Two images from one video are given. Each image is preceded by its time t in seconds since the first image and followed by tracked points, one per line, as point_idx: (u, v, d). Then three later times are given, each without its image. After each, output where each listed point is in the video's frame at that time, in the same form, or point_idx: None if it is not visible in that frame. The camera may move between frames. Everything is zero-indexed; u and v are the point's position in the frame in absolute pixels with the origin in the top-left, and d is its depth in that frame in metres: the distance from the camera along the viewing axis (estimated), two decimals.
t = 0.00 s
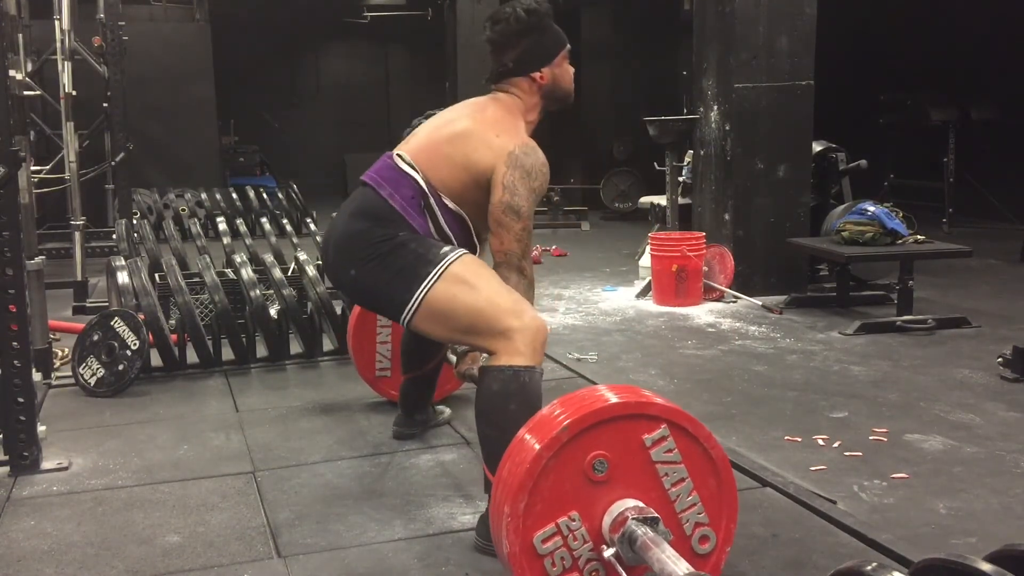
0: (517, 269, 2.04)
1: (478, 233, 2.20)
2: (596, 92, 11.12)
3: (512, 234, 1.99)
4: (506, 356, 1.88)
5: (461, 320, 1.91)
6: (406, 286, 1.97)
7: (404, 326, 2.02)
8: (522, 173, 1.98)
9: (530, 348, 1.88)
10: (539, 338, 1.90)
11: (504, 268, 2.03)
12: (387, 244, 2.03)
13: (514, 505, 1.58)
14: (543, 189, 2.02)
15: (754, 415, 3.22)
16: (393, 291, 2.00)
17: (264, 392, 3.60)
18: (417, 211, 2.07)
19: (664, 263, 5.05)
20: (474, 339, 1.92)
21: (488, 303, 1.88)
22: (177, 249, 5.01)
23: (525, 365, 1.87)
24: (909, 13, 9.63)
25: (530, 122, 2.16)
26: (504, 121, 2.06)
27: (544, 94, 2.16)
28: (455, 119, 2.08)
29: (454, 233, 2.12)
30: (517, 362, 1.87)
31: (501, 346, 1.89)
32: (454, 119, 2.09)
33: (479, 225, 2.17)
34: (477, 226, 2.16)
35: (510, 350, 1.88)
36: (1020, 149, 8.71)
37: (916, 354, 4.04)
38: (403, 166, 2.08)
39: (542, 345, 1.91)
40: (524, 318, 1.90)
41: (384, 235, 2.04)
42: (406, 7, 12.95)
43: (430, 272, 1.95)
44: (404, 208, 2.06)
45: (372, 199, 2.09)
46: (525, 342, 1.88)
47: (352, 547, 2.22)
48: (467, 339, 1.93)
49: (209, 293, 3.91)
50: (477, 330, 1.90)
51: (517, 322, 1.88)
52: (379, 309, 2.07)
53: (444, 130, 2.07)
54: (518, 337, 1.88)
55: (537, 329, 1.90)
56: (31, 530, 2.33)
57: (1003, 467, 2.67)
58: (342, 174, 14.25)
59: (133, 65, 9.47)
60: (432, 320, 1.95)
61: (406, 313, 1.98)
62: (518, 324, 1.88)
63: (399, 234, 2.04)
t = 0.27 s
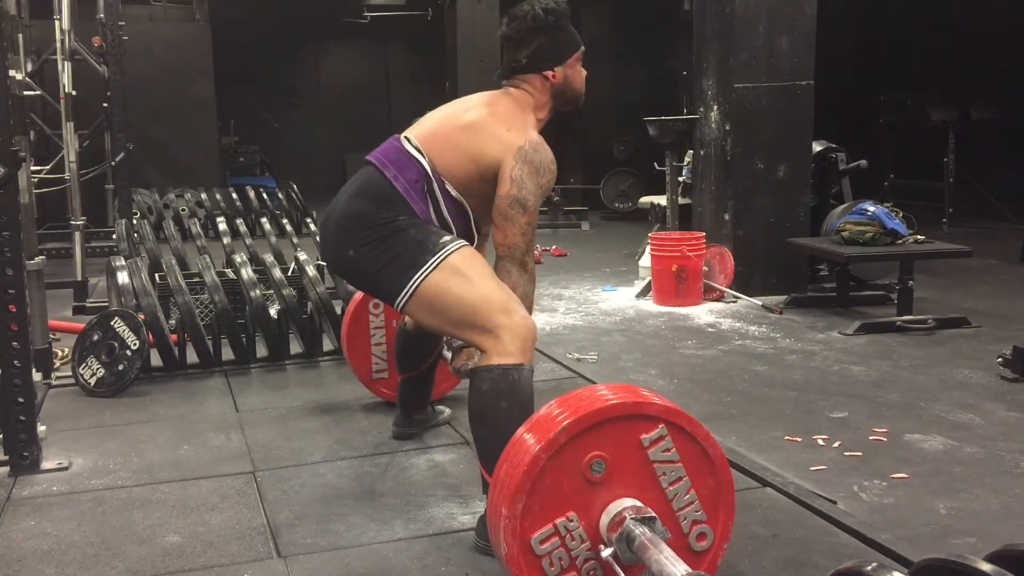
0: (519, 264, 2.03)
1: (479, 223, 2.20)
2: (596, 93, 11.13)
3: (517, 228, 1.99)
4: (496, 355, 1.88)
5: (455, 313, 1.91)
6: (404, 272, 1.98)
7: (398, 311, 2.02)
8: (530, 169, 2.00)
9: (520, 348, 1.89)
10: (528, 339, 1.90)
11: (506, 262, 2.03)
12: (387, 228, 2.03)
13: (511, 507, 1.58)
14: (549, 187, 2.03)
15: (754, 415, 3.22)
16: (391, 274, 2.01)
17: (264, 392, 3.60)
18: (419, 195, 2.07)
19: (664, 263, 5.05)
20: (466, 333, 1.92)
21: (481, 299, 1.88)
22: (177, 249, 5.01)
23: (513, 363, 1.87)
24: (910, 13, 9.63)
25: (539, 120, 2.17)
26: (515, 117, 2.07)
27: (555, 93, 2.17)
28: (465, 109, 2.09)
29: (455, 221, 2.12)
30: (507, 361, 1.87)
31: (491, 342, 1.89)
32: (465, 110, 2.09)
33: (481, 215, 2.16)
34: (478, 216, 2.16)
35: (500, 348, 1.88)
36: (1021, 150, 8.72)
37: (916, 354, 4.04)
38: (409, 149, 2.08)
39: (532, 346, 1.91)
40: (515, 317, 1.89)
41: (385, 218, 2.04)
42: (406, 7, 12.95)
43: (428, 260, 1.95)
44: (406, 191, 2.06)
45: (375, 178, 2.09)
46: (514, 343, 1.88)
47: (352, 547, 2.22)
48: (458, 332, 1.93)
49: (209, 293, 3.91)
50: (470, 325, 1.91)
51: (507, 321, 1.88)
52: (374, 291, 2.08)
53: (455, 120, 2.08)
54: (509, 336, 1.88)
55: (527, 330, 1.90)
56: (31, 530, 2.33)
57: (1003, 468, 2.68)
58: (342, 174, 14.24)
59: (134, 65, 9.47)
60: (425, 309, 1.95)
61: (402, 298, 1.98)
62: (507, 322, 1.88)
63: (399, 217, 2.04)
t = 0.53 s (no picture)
0: (517, 255, 2.03)
1: (478, 214, 2.20)
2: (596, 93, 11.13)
3: (516, 217, 1.99)
4: (489, 354, 1.88)
5: (450, 309, 1.91)
6: (402, 265, 1.98)
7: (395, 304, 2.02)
8: (529, 159, 2.00)
9: (513, 347, 1.88)
10: (520, 338, 1.90)
11: (504, 253, 2.03)
12: (387, 220, 2.04)
13: (513, 494, 1.58)
14: (548, 178, 2.03)
15: (754, 414, 3.22)
16: (389, 266, 2.01)
17: (264, 392, 3.61)
18: (417, 185, 2.08)
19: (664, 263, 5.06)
20: (461, 330, 1.92)
21: (474, 296, 1.89)
22: (177, 248, 5.02)
23: (505, 363, 1.86)
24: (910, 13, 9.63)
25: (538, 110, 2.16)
26: (514, 107, 2.06)
27: (555, 83, 2.16)
28: (463, 98, 2.09)
29: (454, 211, 2.13)
30: (501, 360, 1.87)
31: (484, 341, 1.89)
32: (463, 99, 2.09)
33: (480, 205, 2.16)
34: (477, 205, 2.16)
35: (491, 347, 1.88)
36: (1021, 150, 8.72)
37: (916, 354, 4.04)
38: (408, 139, 2.09)
39: (524, 345, 1.90)
40: (507, 316, 1.89)
41: (385, 209, 2.05)
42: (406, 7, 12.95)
43: (426, 255, 1.96)
44: (405, 181, 2.07)
45: (375, 170, 2.09)
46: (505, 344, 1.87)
47: (352, 547, 2.22)
48: (452, 328, 1.93)
49: (209, 293, 3.91)
50: (464, 322, 1.91)
51: (500, 320, 1.88)
52: (372, 284, 2.08)
53: (453, 110, 2.08)
54: (501, 335, 1.88)
55: (519, 329, 1.90)
56: (31, 530, 2.33)
57: (1003, 467, 2.68)
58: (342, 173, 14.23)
59: (134, 65, 9.48)
60: (420, 304, 1.95)
61: (400, 291, 1.98)
62: (499, 321, 1.88)
63: (399, 209, 2.05)
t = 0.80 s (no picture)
0: (513, 224, 2.04)
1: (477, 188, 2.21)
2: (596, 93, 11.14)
3: (509, 187, 2.00)
4: (480, 353, 1.88)
5: (446, 306, 1.91)
6: (402, 257, 1.98)
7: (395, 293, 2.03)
8: (519, 127, 2.00)
9: (505, 348, 1.89)
10: (511, 339, 1.90)
11: (499, 224, 2.03)
12: (387, 210, 2.04)
13: (510, 455, 1.53)
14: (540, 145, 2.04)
15: (754, 414, 3.22)
16: (389, 258, 2.01)
17: (264, 392, 3.61)
18: (414, 167, 2.07)
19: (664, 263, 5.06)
20: (453, 327, 1.93)
21: (470, 297, 1.89)
22: (177, 248, 5.02)
23: (498, 364, 1.87)
24: (910, 12, 9.62)
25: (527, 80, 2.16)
26: (501, 78, 2.07)
27: (542, 51, 2.16)
28: (450, 74, 2.09)
29: (453, 189, 2.13)
30: (494, 362, 1.87)
31: (476, 339, 1.89)
32: (450, 73, 2.10)
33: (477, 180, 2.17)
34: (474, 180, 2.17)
35: (484, 344, 1.88)
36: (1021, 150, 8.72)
37: (916, 354, 4.04)
38: (400, 122, 2.09)
39: (516, 346, 1.91)
40: (499, 316, 1.90)
41: (386, 198, 2.04)
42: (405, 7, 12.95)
43: (426, 250, 1.95)
44: (402, 165, 2.06)
45: (372, 158, 2.08)
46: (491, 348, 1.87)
47: (352, 547, 2.22)
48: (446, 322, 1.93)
49: (209, 293, 3.91)
50: (458, 319, 1.91)
51: (492, 321, 1.89)
52: (373, 274, 2.10)
53: (441, 85, 2.08)
54: (492, 336, 1.89)
55: (510, 331, 1.90)
56: (31, 530, 2.33)
57: (1003, 467, 2.68)
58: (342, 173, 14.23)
59: (134, 66, 9.48)
60: (417, 297, 1.96)
61: (399, 282, 1.99)
62: (491, 323, 1.89)
63: (399, 197, 2.04)
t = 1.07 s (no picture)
0: (503, 178, 2.02)
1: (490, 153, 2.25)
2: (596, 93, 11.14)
3: (499, 141, 1.99)
4: (461, 350, 2.00)
5: (435, 300, 2.02)
6: (407, 241, 2.08)
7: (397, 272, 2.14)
8: (507, 81, 2.00)
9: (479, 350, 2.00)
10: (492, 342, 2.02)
11: (489, 179, 2.02)
12: (398, 193, 2.12)
13: (494, 392, 1.54)
14: (532, 101, 2.02)
15: (754, 415, 3.22)
16: (395, 241, 2.12)
17: (264, 392, 3.61)
18: (422, 144, 2.14)
19: (664, 263, 5.03)
20: (438, 320, 2.04)
21: (460, 298, 1.99)
22: (177, 249, 5.02)
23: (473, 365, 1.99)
24: (910, 12, 9.61)
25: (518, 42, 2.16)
26: (491, 36, 2.08)
27: (530, 7, 2.16)
28: (441, 40, 2.12)
29: (463, 159, 2.18)
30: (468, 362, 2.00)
31: (458, 336, 2.01)
32: (443, 38, 2.13)
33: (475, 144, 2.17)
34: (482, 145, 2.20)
35: (464, 346, 2.00)
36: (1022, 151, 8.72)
37: (915, 354, 4.04)
38: (401, 100, 2.15)
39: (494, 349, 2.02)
40: (481, 321, 2.01)
41: (397, 181, 2.13)
42: (406, 7, 12.94)
43: (430, 241, 2.04)
44: (410, 144, 2.13)
45: (382, 140, 2.16)
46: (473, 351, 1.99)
47: (352, 547, 2.22)
48: (431, 315, 2.05)
49: (209, 293, 3.91)
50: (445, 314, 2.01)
51: (475, 322, 2.00)
52: (380, 252, 2.20)
53: (435, 52, 2.12)
54: (470, 337, 2.00)
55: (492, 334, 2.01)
56: (31, 530, 2.33)
57: (1003, 467, 2.68)
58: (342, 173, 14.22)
59: (134, 66, 9.48)
60: (412, 285, 2.07)
61: (401, 266, 2.09)
62: (470, 325, 2.00)
63: (410, 182, 2.12)
